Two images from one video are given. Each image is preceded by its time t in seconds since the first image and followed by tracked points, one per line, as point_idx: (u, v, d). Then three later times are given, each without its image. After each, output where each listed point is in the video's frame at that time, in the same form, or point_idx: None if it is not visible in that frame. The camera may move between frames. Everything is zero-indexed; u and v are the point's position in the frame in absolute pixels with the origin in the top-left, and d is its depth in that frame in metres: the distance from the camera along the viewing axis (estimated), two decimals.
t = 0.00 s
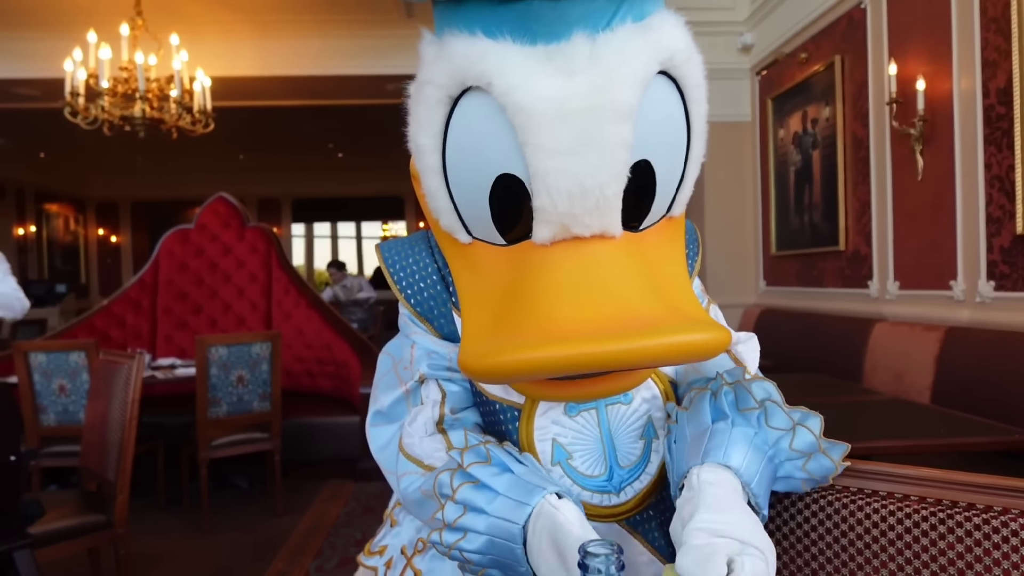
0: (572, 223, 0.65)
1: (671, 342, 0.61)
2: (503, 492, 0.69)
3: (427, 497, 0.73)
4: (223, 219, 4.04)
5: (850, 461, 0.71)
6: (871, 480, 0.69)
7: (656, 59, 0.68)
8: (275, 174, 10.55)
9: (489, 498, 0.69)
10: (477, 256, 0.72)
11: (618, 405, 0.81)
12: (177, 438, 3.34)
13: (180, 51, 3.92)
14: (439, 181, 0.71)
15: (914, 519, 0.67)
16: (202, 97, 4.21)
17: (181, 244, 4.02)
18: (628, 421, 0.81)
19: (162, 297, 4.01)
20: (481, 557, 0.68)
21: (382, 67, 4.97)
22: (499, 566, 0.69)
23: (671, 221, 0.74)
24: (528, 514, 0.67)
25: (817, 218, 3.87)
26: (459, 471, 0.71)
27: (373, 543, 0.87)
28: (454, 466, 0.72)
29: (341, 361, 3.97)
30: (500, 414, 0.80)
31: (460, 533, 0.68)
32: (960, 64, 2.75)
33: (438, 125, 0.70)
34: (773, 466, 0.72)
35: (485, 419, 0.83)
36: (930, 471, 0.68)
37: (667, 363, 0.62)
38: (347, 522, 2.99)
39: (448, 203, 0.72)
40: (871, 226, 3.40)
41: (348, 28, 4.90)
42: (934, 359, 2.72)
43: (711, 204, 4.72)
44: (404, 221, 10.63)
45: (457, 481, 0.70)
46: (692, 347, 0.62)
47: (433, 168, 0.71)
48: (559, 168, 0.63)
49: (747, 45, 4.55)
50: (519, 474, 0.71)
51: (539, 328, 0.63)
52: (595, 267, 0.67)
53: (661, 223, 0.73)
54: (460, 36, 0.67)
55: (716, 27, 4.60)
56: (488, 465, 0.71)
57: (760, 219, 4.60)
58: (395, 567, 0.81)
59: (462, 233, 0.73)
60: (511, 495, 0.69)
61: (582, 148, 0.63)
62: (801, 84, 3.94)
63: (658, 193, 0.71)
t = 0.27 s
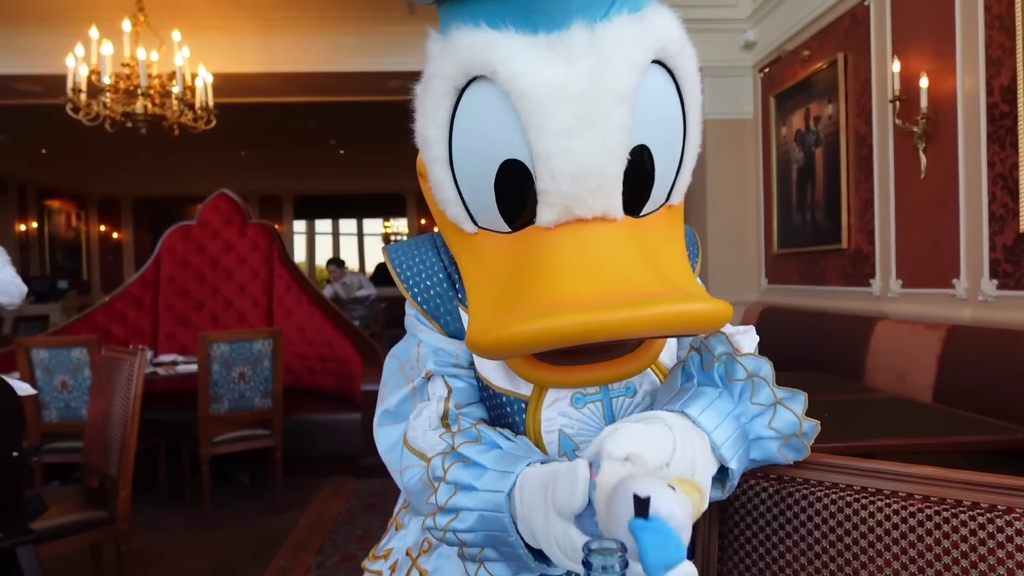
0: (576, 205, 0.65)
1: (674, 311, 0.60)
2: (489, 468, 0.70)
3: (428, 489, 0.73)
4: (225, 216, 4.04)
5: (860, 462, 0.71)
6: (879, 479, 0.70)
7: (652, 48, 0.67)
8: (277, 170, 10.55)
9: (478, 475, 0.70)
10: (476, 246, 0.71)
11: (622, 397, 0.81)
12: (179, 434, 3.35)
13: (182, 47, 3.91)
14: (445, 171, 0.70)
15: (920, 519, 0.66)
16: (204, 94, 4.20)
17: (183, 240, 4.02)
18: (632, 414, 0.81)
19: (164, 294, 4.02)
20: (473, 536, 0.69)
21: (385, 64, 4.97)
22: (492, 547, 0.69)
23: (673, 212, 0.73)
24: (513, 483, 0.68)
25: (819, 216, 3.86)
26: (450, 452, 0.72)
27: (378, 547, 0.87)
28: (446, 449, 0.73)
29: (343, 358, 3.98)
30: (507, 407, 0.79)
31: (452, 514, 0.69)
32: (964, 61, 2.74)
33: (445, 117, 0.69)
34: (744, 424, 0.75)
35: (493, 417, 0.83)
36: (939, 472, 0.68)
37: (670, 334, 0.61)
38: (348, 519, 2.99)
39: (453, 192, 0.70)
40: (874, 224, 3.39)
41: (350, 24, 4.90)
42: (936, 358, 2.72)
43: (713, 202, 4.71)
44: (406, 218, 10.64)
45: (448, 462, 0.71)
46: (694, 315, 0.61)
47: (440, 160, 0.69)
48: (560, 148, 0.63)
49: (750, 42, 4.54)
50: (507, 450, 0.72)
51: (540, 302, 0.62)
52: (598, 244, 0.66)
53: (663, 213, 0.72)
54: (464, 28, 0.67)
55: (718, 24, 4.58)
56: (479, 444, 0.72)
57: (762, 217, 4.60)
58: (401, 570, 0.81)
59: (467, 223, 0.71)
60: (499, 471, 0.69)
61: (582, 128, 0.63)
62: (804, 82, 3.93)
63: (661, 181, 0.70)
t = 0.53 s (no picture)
0: (582, 114, 0.69)
1: (673, 173, 0.64)
2: (496, 395, 0.70)
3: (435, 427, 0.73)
4: (228, 212, 4.04)
5: (863, 463, 0.70)
6: (883, 480, 0.69)
7: None
8: (280, 167, 10.55)
9: (484, 402, 0.70)
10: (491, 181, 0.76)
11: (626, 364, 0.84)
12: (181, 429, 3.35)
13: (186, 43, 3.90)
14: (465, 110, 0.76)
15: (925, 521, 0.66)
16: (207, 90, 4.20)
17: (187, 236, 4.03)
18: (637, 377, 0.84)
19: (167, 290, 4.03)
20: (478, 463, 0.67)
21: (389, 60, 4.96)
22: (498, 475, 0.67)
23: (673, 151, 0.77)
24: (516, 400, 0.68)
25: (823, 216, 3.86)
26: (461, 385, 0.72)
27: (390, 515, 0.94)
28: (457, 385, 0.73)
29: (345, 355, 3.97)
30: (516, 361, 0.81)
31: (458, 437, 0.68)
32: (970, 61, 2.73)
33: (465, 61, 0.75)
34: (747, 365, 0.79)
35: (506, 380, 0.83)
36: (942, 472, 0.66)
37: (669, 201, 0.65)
38: (349, 516, 2.99)
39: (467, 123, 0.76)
40: (877, 224, 3.38)
41: (355, 21, 4.89)
42: (939, 359, 2.72)
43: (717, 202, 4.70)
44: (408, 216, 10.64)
45: (457, 393, 0.72)
46: (692, 181, 0.65)
47: (460, 101, 0.76)
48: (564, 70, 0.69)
49: (755, 41, 4.53)
50: (513, 378, 0.75)
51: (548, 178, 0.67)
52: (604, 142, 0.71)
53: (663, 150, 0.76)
54: None
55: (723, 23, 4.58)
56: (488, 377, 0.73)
57: (766, 216, 4.59)
58: (411, 533, 0.87)
59: (483, 161, 0.76)
60: (504, 391, 0.70)
61: (582, 51, 0.70)
62: (808, 81, 3.92)
63: (659, 112, 0.75)
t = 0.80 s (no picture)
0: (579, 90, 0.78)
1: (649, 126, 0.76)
2: (478, 350, 0.77)
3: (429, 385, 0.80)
4: (230, 208, 4.04)
5: (862, 461, 0.69)
6: (883, 479, 0.68)
7: None
8: (282, 163, 10.55)
9: (468, 357, 0.77)
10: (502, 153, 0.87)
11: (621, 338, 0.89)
12: (182, 425, 3.36)
13: (189, 39, 3.89)
14: (485, 92, 0.88)
15: (925, 520, 0.66)
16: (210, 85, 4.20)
17: (189, 232, 4.03)
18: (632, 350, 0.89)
19: (169, 285, 4.03)
20: (462, 413, 0.74)
21: (392, 56, 4.96)
22: (478, 425, 0.74)
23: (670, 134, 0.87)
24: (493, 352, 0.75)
25: (825, 215, 3.85)
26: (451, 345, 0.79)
27: (404, 484, 1.03)
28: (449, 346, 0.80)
29: (346, 351, 3.97)
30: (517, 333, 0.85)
31: (444, 389, 0.75)
32: (975, 60, 2.72)
33: (488, 51, 0.88)
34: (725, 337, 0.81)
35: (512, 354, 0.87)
36: (943, 471, 0.65)
37: (646, 149, 0.76)
38: (350, 513, 2.99)
39: (485, 96, 0.88)
40: (880, 223, 3.37)
41: (358, 17, 4.88)
42: (941, 358, 2.71)
43: (719, 200, 4.68)
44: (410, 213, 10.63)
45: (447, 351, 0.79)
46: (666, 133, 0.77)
47: (481, 83, 0.88)
48: (563, 46, 0.79)
49: (759, 39, 4.51)
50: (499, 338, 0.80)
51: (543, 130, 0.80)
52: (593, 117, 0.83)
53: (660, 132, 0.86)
54: None
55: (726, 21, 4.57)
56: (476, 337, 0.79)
57: (768, 214, 4.58)
58: (419, 497, 0.95)
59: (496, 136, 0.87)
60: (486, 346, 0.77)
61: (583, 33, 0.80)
62: (812, 79, 3.91)
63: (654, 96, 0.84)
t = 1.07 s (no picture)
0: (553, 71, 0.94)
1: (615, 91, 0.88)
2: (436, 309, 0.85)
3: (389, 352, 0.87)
4: (231, 205, 4.05)
5: (862, 459, 0.69)
6: (881, 476, 0.68)
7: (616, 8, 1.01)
8: (283, 160, 10.55)
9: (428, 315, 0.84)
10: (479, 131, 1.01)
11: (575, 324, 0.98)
12: (183, 422, 3.36)
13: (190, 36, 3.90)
14: (464, 80, 1.02)
15: (923, 518, 0.66)
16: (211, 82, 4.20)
17: (190, 229, 4.04)
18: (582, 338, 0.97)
19: (170, 282, 4.03)
20: (424, 361, 0.81)
21: (394, 54, 4.95)
22: (440, 371, 0.81)
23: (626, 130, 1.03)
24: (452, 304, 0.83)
25: (826, 212, 3.85)
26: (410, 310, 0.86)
27: (357, 483, 1.06)
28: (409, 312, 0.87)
29: (347, 349, 3.97)
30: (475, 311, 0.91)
31: (405, 342, 0.82)
32: (977, 58, 2.71)
33: (471, 44, 1.03)
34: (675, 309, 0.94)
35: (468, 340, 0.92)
36: (943, 469, 0.66)
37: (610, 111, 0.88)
38: (350, 509, 3.00)
39: (463, 84, 1.03)
40: (882, 221, 3.37)
41: (359, 14, 4.88)
42: (941, 356, 2.71)
43: (720, 198, 4.68)
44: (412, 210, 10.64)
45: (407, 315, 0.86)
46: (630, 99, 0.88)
47: (461, 72, 1.03)
48: (539, 44, 0.94)
49: (760, 36, 4.50)
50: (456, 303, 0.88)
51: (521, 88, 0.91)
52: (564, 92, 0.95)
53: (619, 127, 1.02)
54: None
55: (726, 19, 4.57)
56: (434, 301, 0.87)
57: (769, 210, 4.57)
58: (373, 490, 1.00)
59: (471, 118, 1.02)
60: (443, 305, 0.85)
61: (557, 34, 0.95)
62: (813, 77, 3.90)
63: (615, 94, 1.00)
